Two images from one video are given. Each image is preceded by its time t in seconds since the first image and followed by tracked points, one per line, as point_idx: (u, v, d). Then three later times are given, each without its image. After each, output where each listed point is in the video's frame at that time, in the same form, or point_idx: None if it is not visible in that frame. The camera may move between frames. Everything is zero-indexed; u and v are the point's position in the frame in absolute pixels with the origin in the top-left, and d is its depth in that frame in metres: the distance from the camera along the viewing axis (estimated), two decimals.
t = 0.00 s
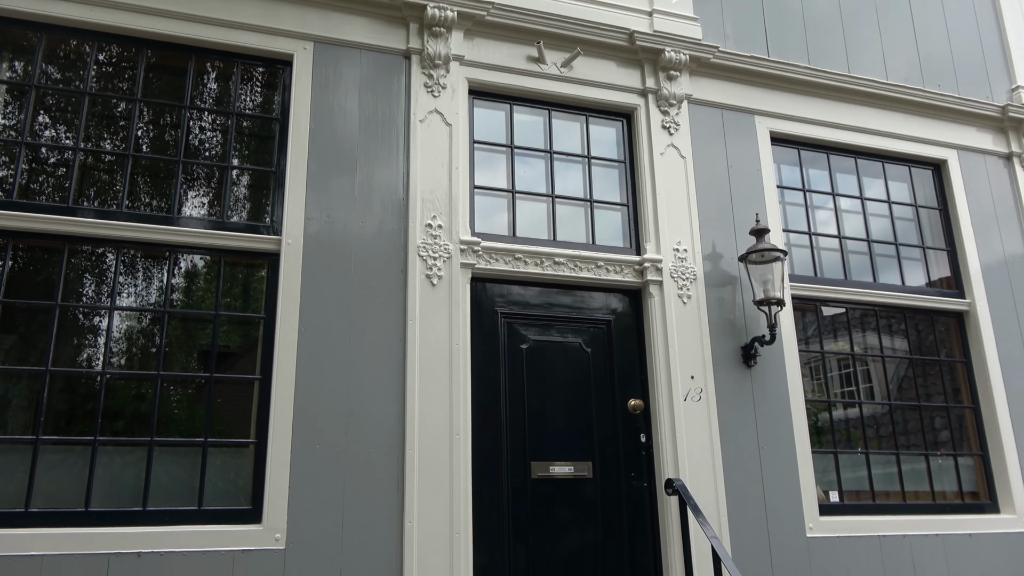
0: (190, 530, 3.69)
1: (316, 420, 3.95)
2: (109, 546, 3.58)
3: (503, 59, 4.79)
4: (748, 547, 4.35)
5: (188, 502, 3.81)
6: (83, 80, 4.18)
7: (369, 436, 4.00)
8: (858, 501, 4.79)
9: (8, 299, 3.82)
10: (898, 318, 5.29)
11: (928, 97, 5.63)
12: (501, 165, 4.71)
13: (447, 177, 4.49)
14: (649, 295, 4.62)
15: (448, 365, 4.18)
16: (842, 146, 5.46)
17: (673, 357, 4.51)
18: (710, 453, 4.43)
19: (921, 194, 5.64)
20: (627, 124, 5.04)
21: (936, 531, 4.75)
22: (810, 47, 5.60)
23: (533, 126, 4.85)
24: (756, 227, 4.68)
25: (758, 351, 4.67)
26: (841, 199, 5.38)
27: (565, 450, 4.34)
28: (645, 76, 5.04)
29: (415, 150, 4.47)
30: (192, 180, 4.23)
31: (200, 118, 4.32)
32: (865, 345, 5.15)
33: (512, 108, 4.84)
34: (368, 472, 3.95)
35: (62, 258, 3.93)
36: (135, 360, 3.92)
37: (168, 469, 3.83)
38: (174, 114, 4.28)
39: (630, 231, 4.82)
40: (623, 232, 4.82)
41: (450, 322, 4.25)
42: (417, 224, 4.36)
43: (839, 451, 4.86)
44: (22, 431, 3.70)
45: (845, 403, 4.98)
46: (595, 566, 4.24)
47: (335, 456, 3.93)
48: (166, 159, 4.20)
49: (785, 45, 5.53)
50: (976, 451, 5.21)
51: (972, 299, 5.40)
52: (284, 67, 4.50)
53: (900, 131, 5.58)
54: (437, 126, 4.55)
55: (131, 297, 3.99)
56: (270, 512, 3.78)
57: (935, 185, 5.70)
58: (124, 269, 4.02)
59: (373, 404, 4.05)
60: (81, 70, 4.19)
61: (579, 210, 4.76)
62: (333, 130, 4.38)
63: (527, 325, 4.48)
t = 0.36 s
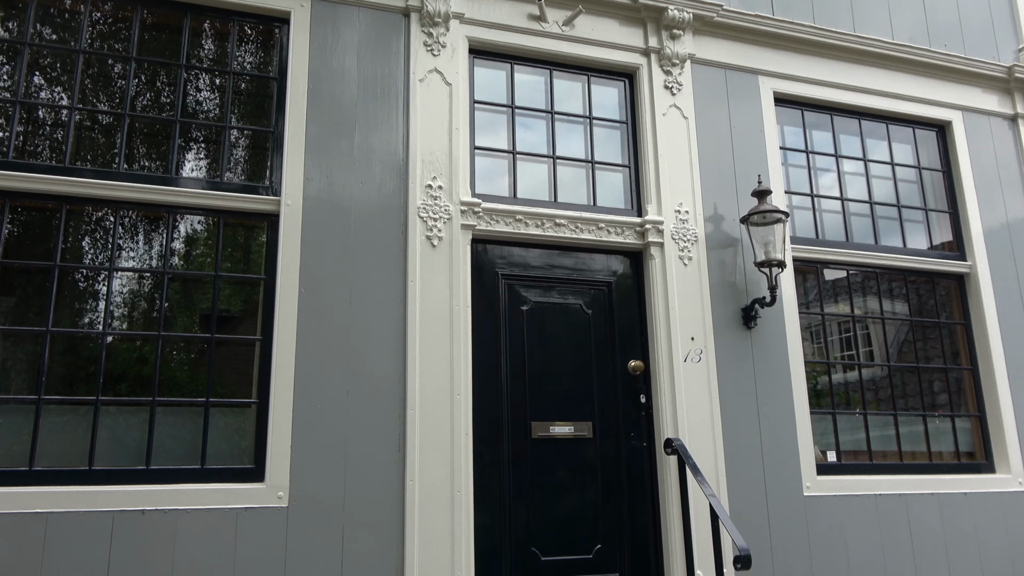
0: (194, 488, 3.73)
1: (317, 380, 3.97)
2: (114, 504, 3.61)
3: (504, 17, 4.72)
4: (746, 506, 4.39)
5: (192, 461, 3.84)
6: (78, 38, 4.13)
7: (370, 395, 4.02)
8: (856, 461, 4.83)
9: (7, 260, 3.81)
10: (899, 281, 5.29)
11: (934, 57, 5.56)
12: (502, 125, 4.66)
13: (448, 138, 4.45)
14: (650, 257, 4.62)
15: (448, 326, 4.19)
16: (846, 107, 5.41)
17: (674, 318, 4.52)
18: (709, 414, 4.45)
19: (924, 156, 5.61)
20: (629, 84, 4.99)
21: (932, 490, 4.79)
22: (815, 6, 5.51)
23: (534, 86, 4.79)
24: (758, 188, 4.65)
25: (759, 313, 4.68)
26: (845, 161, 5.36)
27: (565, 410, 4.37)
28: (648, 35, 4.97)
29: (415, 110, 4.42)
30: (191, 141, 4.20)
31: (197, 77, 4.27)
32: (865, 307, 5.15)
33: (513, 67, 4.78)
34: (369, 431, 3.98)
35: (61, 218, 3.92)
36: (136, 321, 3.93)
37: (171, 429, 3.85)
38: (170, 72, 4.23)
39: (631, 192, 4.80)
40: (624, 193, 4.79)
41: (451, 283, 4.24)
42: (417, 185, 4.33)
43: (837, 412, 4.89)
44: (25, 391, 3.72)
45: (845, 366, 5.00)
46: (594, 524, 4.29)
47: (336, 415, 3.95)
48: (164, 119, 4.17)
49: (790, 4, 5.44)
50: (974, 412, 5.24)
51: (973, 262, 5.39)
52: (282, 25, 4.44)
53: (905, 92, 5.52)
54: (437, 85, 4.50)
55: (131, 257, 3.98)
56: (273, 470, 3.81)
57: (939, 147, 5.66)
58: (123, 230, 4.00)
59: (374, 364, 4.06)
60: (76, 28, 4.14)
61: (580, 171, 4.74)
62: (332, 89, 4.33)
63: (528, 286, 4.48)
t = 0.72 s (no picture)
0: (200, 451, 3.75)
1: (321, 344, 3.97)
2: (119, 466, 3.64)
3: None
4: (747, 471, 4.42)
5: (196, 424, 3.87)
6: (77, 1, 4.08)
7: (374, 360, 4.03)
8: (857, 427, 4.85)
9: (9, 223, 3.81)
10: (903, 248, 5.28)
11: (943, 21, 5.48)
12: (506, 90, 4.62)
13: (451, 102, 4.41)
14: (654, 222, 4.60)
15: (452, 291, 4.18)
16: (853, 72, 5.35)
17: (677, 284, 4.51)
18: (711, 380, 4.46)
19: (931, 122, 5.56)
20: (634, 48, 4.93)
21: (932, 456, 4.81)
22: None
23: (538, 50, 4.74)
24: (763, 154, 4.62)
25: (762, 279, 4.67)
26: (851, 127, 5.32)
27: (568, 375, 4.38)
28: None
29: (418, 74, 4.38)
30: (192, 104, 4.16)
31: (198, 40, 4.23)
32: (869, 274, 5.14)
33: (517, 31, 4.72)
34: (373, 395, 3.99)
35: (62, 182, 3.90)
36: (139, 285, 3.93)
37: (175, 392, 3.88)
38: (171, 35, 4.19)
39: (635, 158, 4.77)
40: (628, 159, 4.76)
41: (454, 248, 4.23)
42: (420, 149, 4.30)
43: (840, 379, 4.91)
44: (29, 353, 3.73)
45: (848, 334, 5.00)
46: (596, 488, 4.32)
47: (340, 379, 3.97)
48: (165, 82, 4.13)
49: None
50: (976, 378, 5.25)
51: (979, 229, 5.37)
52: None
53: (913, 57, 5.46)
54: (440, 48, 4.46)
55: (133, 221, 3.98)
56: (277, 433, 3.83)
57: (947, 113, 5.60)
58: (125, 194, 3.99)
59: (378, 329, 4.06)
60: None
61: (584, 136, 4.70)
62: (334, 52, 4.29)
63: (531, 252, 4.47)
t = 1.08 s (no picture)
0: (204, 416, 3.77)
1: (324, 311, 3.98)
2: (125, 431, 3.66)
3: None
4: (749, 439, 4.44)
5: (201, 390, 3.89)
6: None
7: (377, 327, 4.03)
8: (859, 396, 4.87)
9: (12, 189, 3.80)
10: (908, 218, 5.25)
11: None
12: (510, 56, 4.58)
13: (454, 67, 4.37)
14: (658, 190, 4.57)
15: (455, 258, 4.17)
16: (861, 39, 5.28)
17: (682, 253, 4.49)
18: (714, 348, 4.46)
19: (940, 90, 5.50)
20: (640, 14, 4.86)
21: (934, 425, 4.82)
22: None
23: (543, 16, 4.68)
24: (770, 121, 4.57)
25: (767, 248, 4.65)
26: (859, 94, 5.27)
27: (571, 343, 4.39)
28: None
29: (421, 39, 4.34)
30: (194, 70, 4.13)
31: (199, 6, 4.20)
32: (874, 243, 5.12)
33: None
34: (376, 361, 4.00)
35: (64, 148, 3.88)
36: (143, 251, 3.93)
37: (180, 357, 3.89)
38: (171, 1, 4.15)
39: (640, 125, 4.73)
40: (633, 126, 4.73)
41: (457, 215, 4.21)
42: (423, 115, 4.26)
43: (842, 348, 4.91)
44: (34, 319, 3.75)
45: (852, 304, 4.99)
46: (598, 455, 4.35)
47: (344, 346, 3.97)
48: (166, 47, 4.10)
49: None
50: (979, 348, 5.26)
51: (986, 198, 5.33)
52: None
53: (923, 23, 5.37)
54: (444, 13, 4.41)
55: (136, 188, 3.97)
56: (281, 399, 3.85)
57: (956, 81, 5.54)
58: (128, 160, 3.97)
59: (381, 296, 4.06)
60: None
61: (589, 103, 4.66)
62: (336, 16, 4.24)
63: (534, 219, 4.45)
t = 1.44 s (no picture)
0: (210, 383, 3.79)
1: (328, 279, 3.98)
2: (131, 397, 3.68)
3: None
4: (752, 409, 4.44)
5: (206, 357, 3.91)
6: None
7: (381, 295, 4.03)
8: (864, 367, 4.86)
9: (16, 156, 3.80)
10: (917, 188, 5.20)
11: None
12: (515, 22, 4.52)
13: (458, 34, 4.32)
14: (664, 159, 4.54)
15: (459, 227, 4.15)
16: (872, 6, 5.20)
17: (687, 223, 4.47)
18: (719, 319, 4.44)
19: (952, 59, 5.41)
20: None
21: (939, 396, 4.81)
22: None
23: None
24: (777, 89, 4.51)
25: (773, 218, 4.61)
26: (869, 63, 5.19)
27: (575, 313, 4.38)
28: None
29: (424, 5, 4.28)
30: (196, 37, 4.10)
31: None
32: (881, 213, 5.08)
33: None
34: (380, 330, 4.00)
35: (67, 114, 3.87)
36: (147, 218, 3.93)
37: (185, 325, 3.91)
38: None
39: (646, 93, 4.68)
40: (639, 94, 4.68)
41: (461, 183, 4.19)
42: (427, 82, 4.22)
43: (848, 320, 4.89)
44: (40, 286, 3.77)
45: (858, 276, 4.96)
46: (602, 424, 4.35)
47: (348, 315, 3.97)
48: (168, 14, 4.07)
49: None
50: (986, 319, 5.23)
51: (996, 168, 5.27)
52: None
53: None
54: None
55: (139, 155, 3.96)
56: (286, 366, 3.87)
57: (968, 49, 5.45)
58: (131, 127, 3.96)
59: (384, 264, 4.06)
60: None
61: (595, 71, 4.61)
62: None
63: (539, 189, 4.43)
